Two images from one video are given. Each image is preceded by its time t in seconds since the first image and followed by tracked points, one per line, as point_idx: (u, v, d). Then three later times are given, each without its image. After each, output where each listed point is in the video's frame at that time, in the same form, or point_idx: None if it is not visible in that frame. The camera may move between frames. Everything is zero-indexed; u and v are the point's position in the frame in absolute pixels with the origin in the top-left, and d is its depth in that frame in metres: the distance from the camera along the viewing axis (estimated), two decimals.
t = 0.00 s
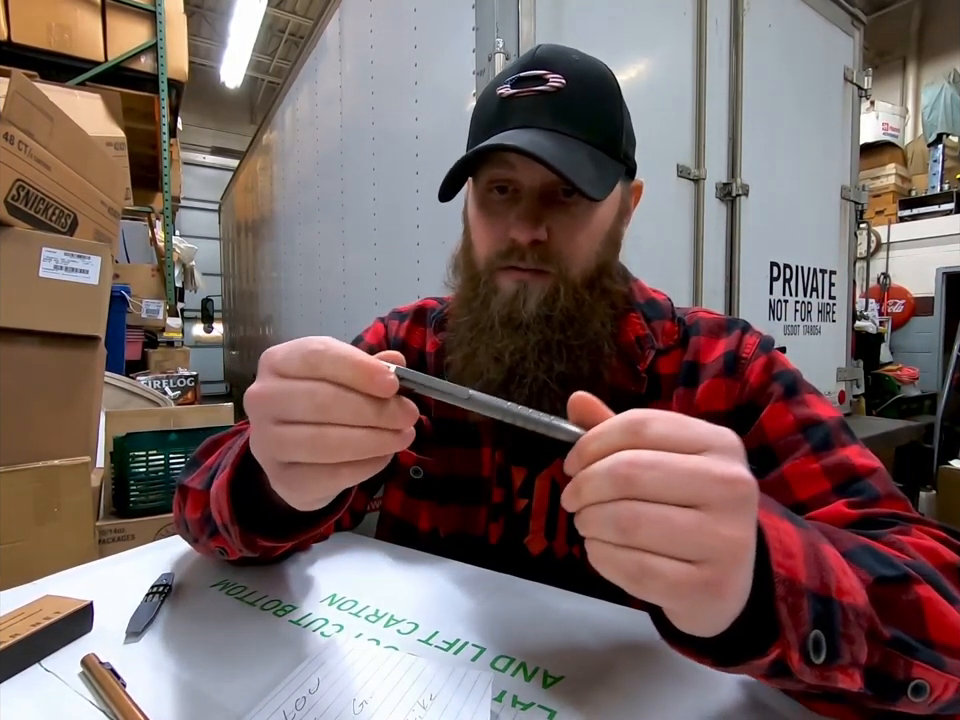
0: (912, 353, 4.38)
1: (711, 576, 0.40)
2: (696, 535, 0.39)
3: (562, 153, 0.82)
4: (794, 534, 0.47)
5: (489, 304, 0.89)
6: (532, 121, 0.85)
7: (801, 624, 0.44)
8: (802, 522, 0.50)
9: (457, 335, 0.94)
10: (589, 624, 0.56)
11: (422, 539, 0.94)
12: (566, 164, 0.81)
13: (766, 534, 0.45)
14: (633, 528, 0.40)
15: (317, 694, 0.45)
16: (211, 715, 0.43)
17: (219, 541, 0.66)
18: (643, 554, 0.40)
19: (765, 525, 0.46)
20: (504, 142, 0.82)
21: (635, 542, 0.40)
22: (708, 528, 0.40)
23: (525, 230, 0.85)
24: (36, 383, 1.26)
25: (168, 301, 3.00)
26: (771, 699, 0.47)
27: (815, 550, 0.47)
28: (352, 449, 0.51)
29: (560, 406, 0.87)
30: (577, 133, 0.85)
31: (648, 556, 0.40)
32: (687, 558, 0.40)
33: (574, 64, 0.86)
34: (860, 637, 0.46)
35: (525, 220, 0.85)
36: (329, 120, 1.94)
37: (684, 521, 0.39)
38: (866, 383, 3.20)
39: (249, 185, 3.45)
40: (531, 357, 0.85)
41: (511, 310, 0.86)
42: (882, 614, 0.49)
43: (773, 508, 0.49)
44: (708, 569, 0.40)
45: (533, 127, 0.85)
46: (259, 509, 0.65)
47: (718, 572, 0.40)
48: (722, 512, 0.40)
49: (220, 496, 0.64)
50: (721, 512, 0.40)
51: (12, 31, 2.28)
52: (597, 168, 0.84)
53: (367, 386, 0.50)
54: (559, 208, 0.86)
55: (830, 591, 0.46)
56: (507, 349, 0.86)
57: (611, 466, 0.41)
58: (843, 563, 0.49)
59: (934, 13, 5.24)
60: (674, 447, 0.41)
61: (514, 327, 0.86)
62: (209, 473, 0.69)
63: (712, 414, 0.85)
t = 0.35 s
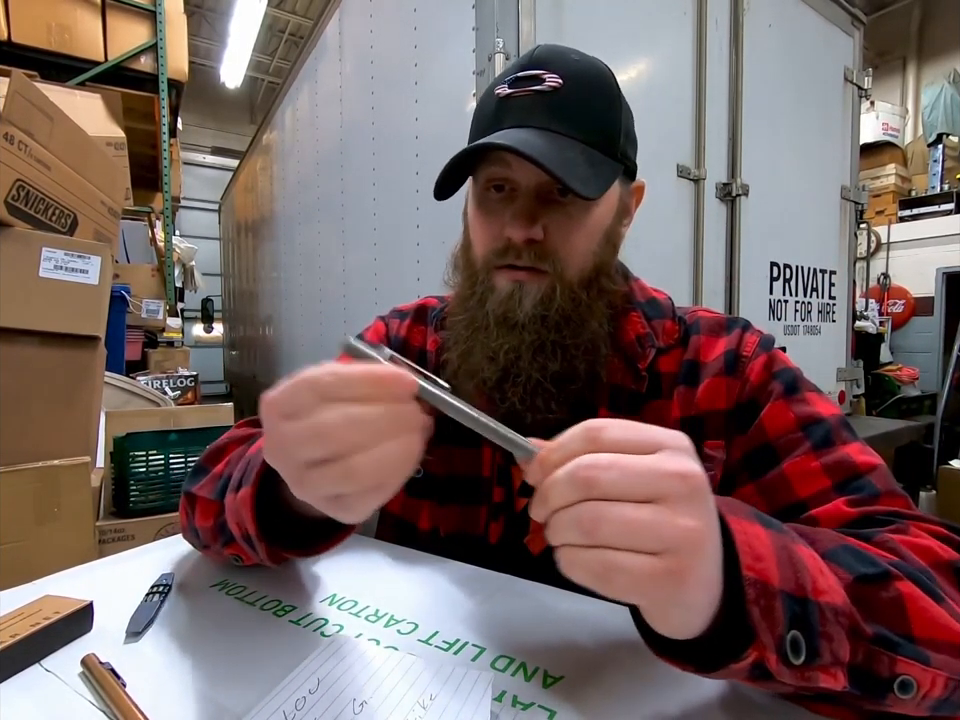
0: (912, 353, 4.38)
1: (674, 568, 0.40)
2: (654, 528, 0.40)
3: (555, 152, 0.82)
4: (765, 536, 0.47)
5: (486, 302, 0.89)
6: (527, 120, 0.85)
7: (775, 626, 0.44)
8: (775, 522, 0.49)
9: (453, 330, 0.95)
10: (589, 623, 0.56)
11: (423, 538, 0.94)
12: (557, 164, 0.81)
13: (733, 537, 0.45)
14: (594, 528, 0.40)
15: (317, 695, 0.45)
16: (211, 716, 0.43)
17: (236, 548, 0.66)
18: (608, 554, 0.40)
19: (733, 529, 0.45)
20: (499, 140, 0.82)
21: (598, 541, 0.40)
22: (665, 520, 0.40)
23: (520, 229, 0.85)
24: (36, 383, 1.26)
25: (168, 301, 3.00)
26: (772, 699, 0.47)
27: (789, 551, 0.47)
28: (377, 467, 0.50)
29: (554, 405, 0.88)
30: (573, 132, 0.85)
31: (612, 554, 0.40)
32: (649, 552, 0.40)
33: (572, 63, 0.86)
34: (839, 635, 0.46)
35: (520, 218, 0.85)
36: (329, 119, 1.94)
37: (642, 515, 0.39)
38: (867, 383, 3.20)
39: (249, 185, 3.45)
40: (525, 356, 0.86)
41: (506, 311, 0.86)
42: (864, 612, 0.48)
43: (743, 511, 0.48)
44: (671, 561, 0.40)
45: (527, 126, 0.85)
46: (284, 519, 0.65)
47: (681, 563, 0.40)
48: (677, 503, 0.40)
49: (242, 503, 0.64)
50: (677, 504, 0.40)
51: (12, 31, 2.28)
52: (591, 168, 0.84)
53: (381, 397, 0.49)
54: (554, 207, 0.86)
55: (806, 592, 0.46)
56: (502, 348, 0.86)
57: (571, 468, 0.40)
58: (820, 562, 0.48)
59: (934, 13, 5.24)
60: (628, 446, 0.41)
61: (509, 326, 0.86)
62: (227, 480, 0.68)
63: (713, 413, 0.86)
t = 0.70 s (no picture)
0: (913, 353, 4.38)
1: (626, 609, 0.39)
2: (596, 575, 0.39)
3: (562, 152, 0.82)
4: (758, 561, 0.47)
5: (484, 297, 0.90)
6: (536, 118, 0.86)
7: (772, 658, 0.44)
8: (766, 541, 0.49)
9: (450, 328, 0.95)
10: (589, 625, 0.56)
11: (422, 538, 0.94)
12: (561, 164, 0.81)
13: (724, 569, 0.45)
14: (545, 584, 0.40)
15: (317, 695, 0.45)
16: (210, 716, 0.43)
17: (207, 508, 0.68)
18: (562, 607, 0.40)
19: (723, 560, 0.45)
20: (508, 135, 0.83)
21: (551, 598, 0.40)
22: (606, 566, 0.39)
23: (522, 227, 0.85)
24: (36, 383, 1.26)
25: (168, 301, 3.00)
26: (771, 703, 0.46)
27: (782, 574, 0.47)
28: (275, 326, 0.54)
29: (544, 406, 0.88)
30: (582, 134, 0.85)
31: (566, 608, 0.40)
32: (600, 599, 0.39)
33: (588, 64, 0.86)
34: (838, 658, 0.45)
35: (523, 218, 0.85)
36: (329, 119, 1.94)
37: (583, 564, 0.39)
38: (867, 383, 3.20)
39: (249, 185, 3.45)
40: (521, 354, 0.87)
41: (503, 308, 0.87)
42: (863, 630, 0.48)
43: (734, 536, 0.48)
44: (621, 603, 0.39)
45: (536, 123, 0.85)
46: (241, 467, 0.66)
47: (631, 603, 0.39)
48: (615, 546, 0.40)
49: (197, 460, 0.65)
50: (616, 546, 0.40)
51: (12, 31, 2.28)
52: (595, 171, 0.84)
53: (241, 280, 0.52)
54: (557, 208, 0.86)
55: (802, 616, 0.46)
56: (499, 344, 0.87)
57: (516, 528, 0.41)
58: (816, 581, 0.49)
59: (934, 13, 5.24)
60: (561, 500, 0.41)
61: (507, 323, 0.88)
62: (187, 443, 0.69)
63: (714, 413, 0.85)
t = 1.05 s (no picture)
0: (913, 353, 4.38)
1: (625, 612, 0.39)
2: (596, 579, 0.39)
3: (560, 149, 0.82)
4: (758, 566, 0.47)
5: (483, 297, 0.89)
6: (533, 116, 0.86)
7: (773, 662, 0.44)
8: (765, 545, 0.50)
9: (451, 328, 0.95)
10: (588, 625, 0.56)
11: (422, 538, 0.94)
12: (560, 161, 0.81)
13: (723, 574, 0.45)
14: (543, 588, 0.40)
15: (317, 694, 0.45)
16: (210, 715, 0.43)
17: (215, 522, 0.67)
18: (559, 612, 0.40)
19: (723, 565, 0.46)
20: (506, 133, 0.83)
21: (548, 602, 0.40)
22: (604, 569, 0.39)
23: (521, 225, 0.84)
24: (36, 383, 1.26)
25: (168, 300, 3.00)
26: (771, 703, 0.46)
27: (783, 578, 0.47)
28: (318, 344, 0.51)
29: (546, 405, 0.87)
30: (579, 131, 0.85)
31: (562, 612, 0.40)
32: (598, 602, 0.39)
33: (583, 62, 0.86)
34: (840, 661, 0.45)
35: (522, 216, 0.85)
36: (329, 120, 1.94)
37: (581, 567, 0.39)
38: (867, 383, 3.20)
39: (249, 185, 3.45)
40: (520, 353, 0.87)
41: (503, 307, 0.86)
42: (864, 632, 0.48)
43: (733, 541, 0.48)
44: (620, 606, 0.39)
45: (534, 121, 0.85)
46: (254, 484, 0.65)
47: (630, 606, 0.39)
48: (616, 550, 0.40)
49: (210, 475, 0.64)
50: (616, 549, 0.40)
51: (12, 31, 2.28)
52: (593, 168, 0.84)
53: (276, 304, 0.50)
54: (556, 205, 0.86)
55: (803, 620, 0.46)
56: (498, 344, 0.87)
57: (515, 531, 0.41)
58: (817, 584, 0.49)
59: (934, 13, 5.24)
60: (563, 504, 0.42)
61: (505, 323, 0.87)
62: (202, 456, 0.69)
63: (714, 413, 0.85)
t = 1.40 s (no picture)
0: (913, 353, 4.37)
1: (625, 613, 0.39)
2: (595, 579, 0.39)
3: (559, 148, 0.82)
4: (757, 567, 0.47)
5: (481, 297, 0.89)
6: (533, 116, 0.86)
7: (772, 663, 0.44)
8: (764, 546, 0.50)
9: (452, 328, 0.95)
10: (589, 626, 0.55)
11: (422, 539, 0.94)
12: (559, 160, 0.81)
13: (722, 575, 0.45)
14: (543, 589, 0.39)
15: (317, 694, 0.45)
16: (210, 715, 0.43)
17: (211, 528, 0.67)
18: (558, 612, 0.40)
19: (722, 566, 0.46)
20: (505, 133, 0.83)
21: (547, 602, 0.40)
22: (604, 570, 0.39)
23: (520, 224, 0.84)
24: (36, 383, 1.27)
25: (169, 300, 3.01)
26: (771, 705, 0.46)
27: (782, 579, 0.47)
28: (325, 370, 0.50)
29: (545, 405, 0.88)
30: (578, 131, 0.85)
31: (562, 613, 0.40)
32: (597, 603, 0.39)
33: (582, 61, 0.86)
34: (839, 662, 0.45)
35: (520, 215, 0.85)
36: (329, 120, 1.94)
37: (581, 568, 0.39)
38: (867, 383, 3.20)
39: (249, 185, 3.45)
40: (519, 353, 0.87)
41: (500, 305, 0.86)
42: (863, 633, 0.48)
43: (732, 541, 0.48)
44: (620, 607, 0.39)
45: (533, 120, 0.85)
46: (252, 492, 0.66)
47: (630, 607, 0.39)
48: (615, 551, 0.40)
49: (207, 481, 0.64)
50: (615, 550, 0.40)
51: (12, 31, 2.28)
52: (592, 168, 0.84)
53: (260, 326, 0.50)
54: (555, 205, 0.86)
55: (802, 621, 0.46)
56: (496, 344, 0.87)
57: (514, 532, 0.41)
58: (816, 585, 0.49)
59: (934, 13, 5.24)
60: (563, 505, 0.42)
61: (502, 322, 0.87)
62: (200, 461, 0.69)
63: (714, 413, 0.85)
